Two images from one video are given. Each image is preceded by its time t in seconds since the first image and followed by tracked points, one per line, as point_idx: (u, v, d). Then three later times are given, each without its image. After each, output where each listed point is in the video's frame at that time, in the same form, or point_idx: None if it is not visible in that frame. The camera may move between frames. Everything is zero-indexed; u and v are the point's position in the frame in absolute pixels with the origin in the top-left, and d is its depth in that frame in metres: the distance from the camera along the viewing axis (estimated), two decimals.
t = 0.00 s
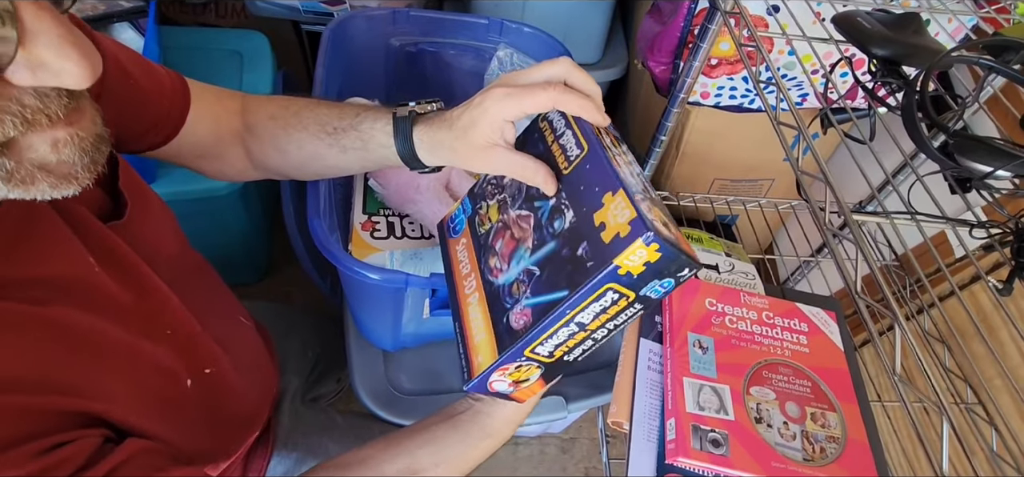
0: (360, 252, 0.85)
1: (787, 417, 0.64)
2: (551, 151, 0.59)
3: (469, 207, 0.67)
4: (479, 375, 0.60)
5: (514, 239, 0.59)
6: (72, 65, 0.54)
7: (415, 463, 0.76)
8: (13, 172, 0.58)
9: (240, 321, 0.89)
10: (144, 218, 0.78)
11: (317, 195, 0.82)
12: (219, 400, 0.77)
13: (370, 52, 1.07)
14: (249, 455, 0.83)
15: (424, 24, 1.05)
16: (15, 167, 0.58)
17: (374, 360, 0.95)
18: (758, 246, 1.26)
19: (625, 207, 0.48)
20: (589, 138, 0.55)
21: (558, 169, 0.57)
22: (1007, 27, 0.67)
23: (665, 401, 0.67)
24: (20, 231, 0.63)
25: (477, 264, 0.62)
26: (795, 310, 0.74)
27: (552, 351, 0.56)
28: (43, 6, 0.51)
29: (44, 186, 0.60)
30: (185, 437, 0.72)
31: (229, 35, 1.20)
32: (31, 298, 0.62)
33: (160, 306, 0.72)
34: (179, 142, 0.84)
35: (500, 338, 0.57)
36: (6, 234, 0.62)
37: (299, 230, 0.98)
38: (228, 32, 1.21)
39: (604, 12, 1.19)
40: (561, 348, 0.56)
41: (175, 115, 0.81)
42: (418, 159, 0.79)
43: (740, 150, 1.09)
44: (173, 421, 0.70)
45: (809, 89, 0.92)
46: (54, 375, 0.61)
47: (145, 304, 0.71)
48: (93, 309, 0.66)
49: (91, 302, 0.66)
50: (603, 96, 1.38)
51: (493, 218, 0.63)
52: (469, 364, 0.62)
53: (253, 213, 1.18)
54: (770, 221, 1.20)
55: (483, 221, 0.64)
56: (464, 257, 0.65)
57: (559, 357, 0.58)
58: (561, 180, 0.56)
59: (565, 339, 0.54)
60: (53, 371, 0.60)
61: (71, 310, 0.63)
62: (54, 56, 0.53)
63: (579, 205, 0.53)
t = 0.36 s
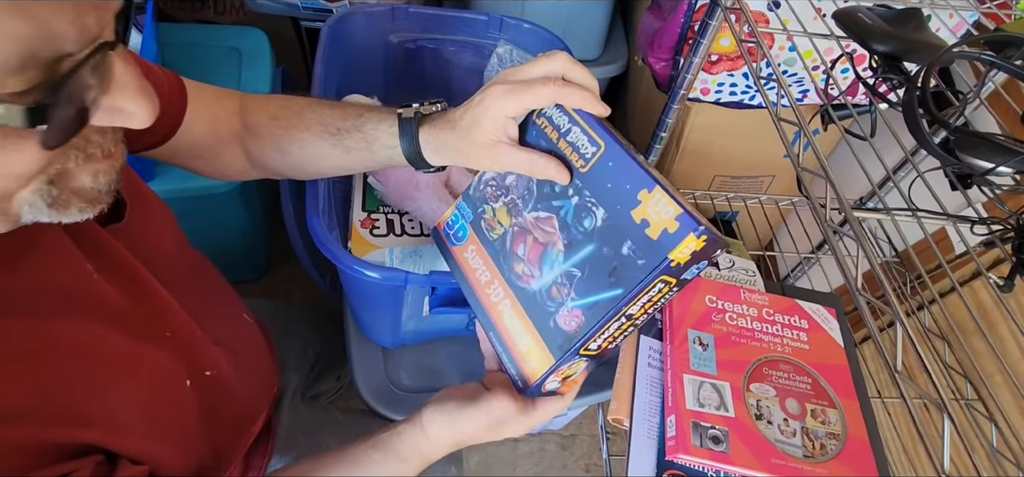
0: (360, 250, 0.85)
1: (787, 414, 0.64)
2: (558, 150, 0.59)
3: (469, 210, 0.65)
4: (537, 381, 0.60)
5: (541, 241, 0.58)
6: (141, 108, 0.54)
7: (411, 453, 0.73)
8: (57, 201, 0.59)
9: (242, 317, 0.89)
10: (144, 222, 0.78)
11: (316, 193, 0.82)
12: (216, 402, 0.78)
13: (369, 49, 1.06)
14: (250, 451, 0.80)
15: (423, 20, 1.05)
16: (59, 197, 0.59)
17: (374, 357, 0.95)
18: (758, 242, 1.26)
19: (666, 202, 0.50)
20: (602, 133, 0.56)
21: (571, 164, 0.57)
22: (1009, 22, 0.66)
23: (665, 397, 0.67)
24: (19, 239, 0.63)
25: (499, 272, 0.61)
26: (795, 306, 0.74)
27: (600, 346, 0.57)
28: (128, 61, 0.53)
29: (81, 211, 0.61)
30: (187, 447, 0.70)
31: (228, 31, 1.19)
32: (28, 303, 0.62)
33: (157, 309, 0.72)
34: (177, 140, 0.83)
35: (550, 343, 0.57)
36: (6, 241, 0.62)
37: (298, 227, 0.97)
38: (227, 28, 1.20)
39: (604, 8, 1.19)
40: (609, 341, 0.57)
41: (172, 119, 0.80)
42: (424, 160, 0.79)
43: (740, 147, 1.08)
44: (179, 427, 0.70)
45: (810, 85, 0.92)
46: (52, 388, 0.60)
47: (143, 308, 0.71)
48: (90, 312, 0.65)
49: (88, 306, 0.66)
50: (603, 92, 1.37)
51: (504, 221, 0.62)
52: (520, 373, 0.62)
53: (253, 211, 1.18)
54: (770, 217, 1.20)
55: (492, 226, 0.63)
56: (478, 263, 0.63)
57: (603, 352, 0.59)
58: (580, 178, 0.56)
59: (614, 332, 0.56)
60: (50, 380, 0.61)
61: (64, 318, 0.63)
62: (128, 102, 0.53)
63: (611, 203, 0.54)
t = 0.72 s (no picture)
0: (358, 245, 0.85)
1: (785, 409, 0.65)
2: (574, 166, 0.57)
3: (473, 215, 0.62)
4: (549, 395, 0.60)
5: (553, 257, 0.57)
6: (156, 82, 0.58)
7: (417, 439, 0.73)
8: (79, 175, 0.56)
9: (242, 314, 0.89)
10: (142, 219, 0.78)
11: (314, 188, 0.82)
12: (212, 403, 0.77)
13: (366, 45, 1.06)
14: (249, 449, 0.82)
15: (420, 17, 1.05)
16: (82, 171, 0.56)
17: (373, 353, 0.95)
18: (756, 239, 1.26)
19: (690, 240, 0.50)
20: (623, 157, 0.54)
21: (589, 185, 0.55)
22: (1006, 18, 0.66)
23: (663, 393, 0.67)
24: (19, 238, 0.63)
25: (508, 283, 0.60)
26: (792, 302, 0.74)
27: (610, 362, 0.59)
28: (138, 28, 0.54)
29: (96, 186, 0.59)
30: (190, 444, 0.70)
31: (225, 28, 1.19)
32: (28, 300, 0.62)
33: (155, 306, 0.72)
34: (176, 136, 0.83)
35: (564, 362, 0.58)
36: (9, 238, 0.62)
37: (296, 224, 0.97)
38: (224, 24, 1.20)
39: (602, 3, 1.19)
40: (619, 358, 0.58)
41: (167, 113, 0.79)
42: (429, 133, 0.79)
43: (738, 144, 1.09)
44: (182, 423, 0.69)
45: (808, 82, 0.92)
46: (54, 387, 0.60)
47: (140, 305, 0.71)
48: (88, 308, 0.65)
49: (87, 303, 0.66)
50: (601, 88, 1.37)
51: (513, 231, 0.60)
52: (533, 388, 0.62)
53: (251, 207, 1.18)
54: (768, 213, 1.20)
55: (499, 235, 0.61)
56: (485, 272, 0.61)
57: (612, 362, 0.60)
58: (598, 200, 0.55)
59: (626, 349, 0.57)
60: (52, 377, 0.60)
61: (62, 316, 0.63)
62: (147, 77, 0.57)
63: (630, 232, 0.53)
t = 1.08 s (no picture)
0: (354, 241, 0.85)
1: (782, 403, 0.65)
2: (578, 167, 0.55)
3: (474, 214, 0.61)
4: (554, 394, 0.61)
5: (557, 258, 0.57)
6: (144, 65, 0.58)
7: (420, 433, 0.73)
8: (75, 159, 0.56)
9: (236, 311, 0.89)
10: (136, 213, 0.77)
11: (310, 183, 0.82)
12: (206, 394, 0.78)
13: (363, 39, 1.06)
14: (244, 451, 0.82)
15: (416, 11, 1.04)
16: (77, 154, 0.56)
17: (370, 349, 0.95)
18: (753, 234, 1.26)
19: (697, 245, 0.50)
20: (631, 159, 0.52)
21: (594, 187, 0.54)
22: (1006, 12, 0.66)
23: (660, 387, 0.67)
24: (13, 231, 0.62)
25: (512, 284, 0.59)
26: (790, 296, 0.74)
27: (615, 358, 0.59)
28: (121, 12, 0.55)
29: (94, 170, 0.59)
30: (185, 437, 0.71)
31: (221, 22, 1.18)
32: (22, 291, 0.61)
33: (150, 300, 0.72)
34: (170, 130, 0.83)
35: (570, 361, 0.58)
36: None
37: (293, 220, 0.97)
38: (220, 19, 1.19)
39: None
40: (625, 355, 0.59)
41: (160, 105, 0.78)
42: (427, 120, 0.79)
43: (736, 139, 1.08)
44: (176, 417, 0.70)
45: (806, 76, 0.92)
46: (53, 383, 0.60)
47: (135, 300, 0.71)
48: (87, 306, 0.64)
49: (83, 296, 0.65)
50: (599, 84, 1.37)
51: (516, 231, 0.59)
52: (537, 386, 0.62)
53: (248, 203, 1.17)
54: (766, 209, 1.20)
55: (502, 234, 0.60)
56: (487, 271, 0.61)
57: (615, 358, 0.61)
58: (604, 203, 0.53)
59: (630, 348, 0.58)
60: (49, 373, 0.60)
61: (57, 310, 0.62)
62: (133, 58, 0.57)
63: (636, 234, 0.52)
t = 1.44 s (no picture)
0: (348, 236, 0.84)
1: (776, 398, 0.65)
2: (567, 165, 0.53)
3: (465, 214, 0.60)
4: (551, 393, 0.61)
5: (549, 258, 0.56)
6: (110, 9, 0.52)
7: (418, 429, 0.73)
8: (54, 111, 0.57)
9: (228, 306, 0.88)
10: (124, 202, 0.76)
11: (302, 176, 0.81)
12: (198, 385, 0.78)
13: (356, 33, 1.05)
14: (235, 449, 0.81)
15: (410, 5, 1.03)
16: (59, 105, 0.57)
17: (364, 345, 0.95)
18: (749, 229, 1.26)
19: (688, 245, 0.49)
20: (619, 156, 0.51)
21: (583, 185, 0.53)
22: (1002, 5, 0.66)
23: (654, 382, 0.67)
24: None
25: (504, 284, 0.59)
26: (784, 291, 0.74)
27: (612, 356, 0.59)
28: None
29: (79, 123, 0.60)
30: (175, 429, 0.71)
31: (213, 15, 1.17)
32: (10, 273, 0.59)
33: (143, 291, 0.71)
34: (159, 121, 0.82)
35: (565, 361, 0.58)
36: None
37: (286, 216, 0.97)
38: (212, 12, 1.18)
39: None
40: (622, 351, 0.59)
41: (149, 93, 0.78)
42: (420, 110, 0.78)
43: (731, 133, 1.08)
44: (165, 409, 0.70)
45: (801, 70, 0.91)
46: (42, 369, 0.59)
47: (126, 290, 0.71)
48: (78, 292, 0.63)
49: (76, 282, 0.63)
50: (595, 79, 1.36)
51: (506, 231, 0.58)
52: (533, 386, 0.62)
53: (240, 198, 1.16)
54: (761, 204, 1.20)
55: (493, 235, 0.59)
56: (479, 272, 0.60)
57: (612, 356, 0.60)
58: (594, 201, 0.52)
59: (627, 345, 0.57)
60: (38, 358, 0.59)
61: (49, 296, 0.61)
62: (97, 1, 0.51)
63: (627, 234, 0.51)
